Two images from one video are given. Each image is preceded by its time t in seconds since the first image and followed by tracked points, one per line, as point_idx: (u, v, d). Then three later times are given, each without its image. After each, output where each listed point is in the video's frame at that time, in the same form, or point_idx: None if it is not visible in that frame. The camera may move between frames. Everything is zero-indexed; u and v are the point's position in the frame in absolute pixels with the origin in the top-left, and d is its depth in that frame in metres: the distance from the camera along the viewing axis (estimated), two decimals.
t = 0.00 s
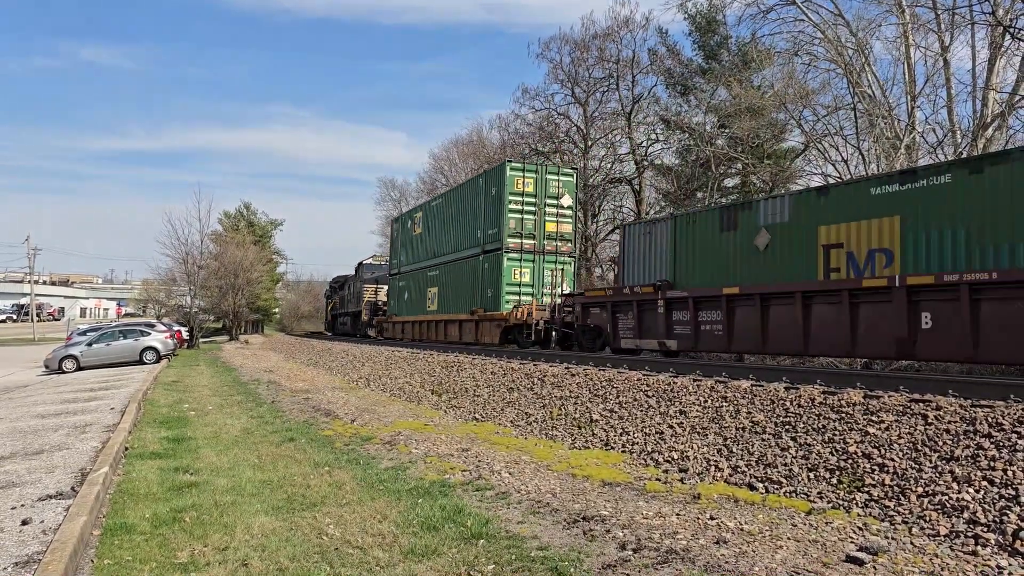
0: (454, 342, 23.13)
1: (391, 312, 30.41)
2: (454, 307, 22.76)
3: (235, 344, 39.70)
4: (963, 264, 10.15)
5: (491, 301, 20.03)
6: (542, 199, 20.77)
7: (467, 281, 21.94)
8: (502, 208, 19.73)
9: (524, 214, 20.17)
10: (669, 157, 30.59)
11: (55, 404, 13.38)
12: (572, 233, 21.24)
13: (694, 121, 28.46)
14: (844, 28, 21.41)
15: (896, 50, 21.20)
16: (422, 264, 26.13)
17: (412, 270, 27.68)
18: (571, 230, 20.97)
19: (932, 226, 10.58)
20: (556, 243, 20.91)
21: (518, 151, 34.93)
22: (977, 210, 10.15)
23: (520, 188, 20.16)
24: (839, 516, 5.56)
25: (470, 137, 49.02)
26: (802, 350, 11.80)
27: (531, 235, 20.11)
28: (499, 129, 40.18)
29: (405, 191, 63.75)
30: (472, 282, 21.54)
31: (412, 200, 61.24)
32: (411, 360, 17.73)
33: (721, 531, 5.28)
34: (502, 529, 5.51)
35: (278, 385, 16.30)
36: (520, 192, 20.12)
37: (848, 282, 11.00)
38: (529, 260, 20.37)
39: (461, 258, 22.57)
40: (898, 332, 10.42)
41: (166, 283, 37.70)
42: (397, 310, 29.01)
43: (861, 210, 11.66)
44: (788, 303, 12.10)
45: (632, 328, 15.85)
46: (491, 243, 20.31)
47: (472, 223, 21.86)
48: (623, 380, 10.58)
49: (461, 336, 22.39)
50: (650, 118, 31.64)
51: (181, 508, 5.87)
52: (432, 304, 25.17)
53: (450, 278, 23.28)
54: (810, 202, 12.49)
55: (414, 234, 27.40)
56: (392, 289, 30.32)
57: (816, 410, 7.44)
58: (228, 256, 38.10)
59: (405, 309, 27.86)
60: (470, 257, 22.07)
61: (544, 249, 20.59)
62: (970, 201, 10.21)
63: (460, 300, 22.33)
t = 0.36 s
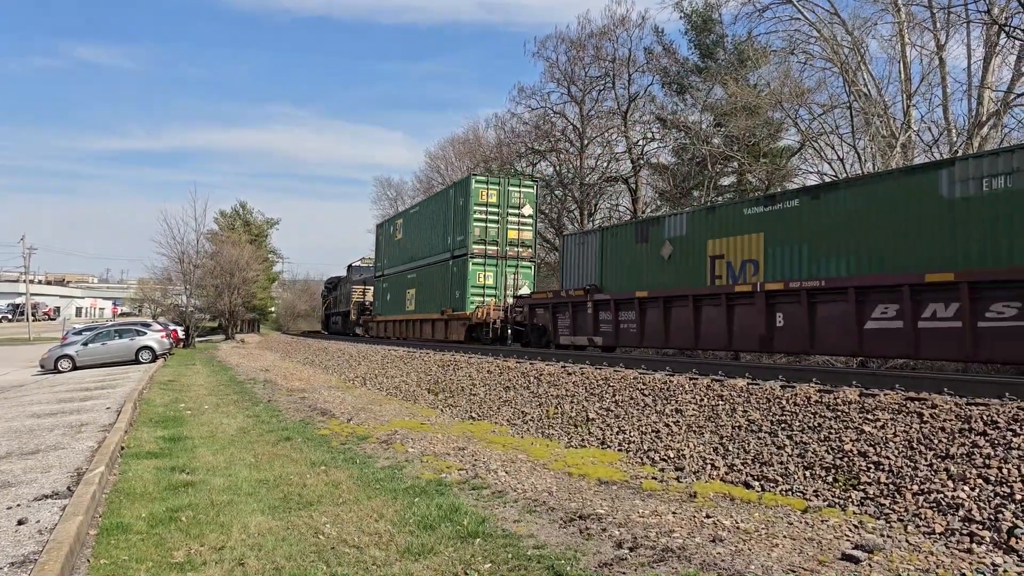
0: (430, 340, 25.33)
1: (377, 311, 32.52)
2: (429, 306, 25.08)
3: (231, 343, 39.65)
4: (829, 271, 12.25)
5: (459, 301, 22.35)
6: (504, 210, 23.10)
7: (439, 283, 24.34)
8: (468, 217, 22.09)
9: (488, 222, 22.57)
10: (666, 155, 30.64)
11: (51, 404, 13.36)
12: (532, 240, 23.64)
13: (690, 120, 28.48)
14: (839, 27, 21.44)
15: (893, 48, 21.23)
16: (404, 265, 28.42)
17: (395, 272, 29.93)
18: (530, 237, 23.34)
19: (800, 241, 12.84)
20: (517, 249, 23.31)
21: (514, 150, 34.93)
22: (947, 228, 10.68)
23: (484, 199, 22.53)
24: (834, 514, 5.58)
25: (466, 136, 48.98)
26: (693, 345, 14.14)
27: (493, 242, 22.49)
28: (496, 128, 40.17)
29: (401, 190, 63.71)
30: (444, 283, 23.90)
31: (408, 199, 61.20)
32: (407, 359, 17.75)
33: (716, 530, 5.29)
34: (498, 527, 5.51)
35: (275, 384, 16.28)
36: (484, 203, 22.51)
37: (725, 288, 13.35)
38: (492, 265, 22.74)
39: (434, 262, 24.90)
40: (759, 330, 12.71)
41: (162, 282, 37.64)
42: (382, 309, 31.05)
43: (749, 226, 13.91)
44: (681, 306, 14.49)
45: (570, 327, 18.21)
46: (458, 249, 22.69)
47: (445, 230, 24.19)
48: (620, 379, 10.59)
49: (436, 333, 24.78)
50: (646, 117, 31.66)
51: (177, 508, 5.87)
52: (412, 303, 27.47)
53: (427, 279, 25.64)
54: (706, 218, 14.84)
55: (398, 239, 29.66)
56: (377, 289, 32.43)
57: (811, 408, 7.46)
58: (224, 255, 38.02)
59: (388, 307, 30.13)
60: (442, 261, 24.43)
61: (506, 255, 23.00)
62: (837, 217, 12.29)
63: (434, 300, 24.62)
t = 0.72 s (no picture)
0: (407, 336, 27.69)
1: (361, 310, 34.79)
2: (405, 307, 27.39)
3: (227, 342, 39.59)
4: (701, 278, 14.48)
5: (429, 301, 24.63)
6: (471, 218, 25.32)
7: (413, 285, 26.64)
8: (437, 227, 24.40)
9: (456, 230, 24.85)
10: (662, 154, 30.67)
11: (47, 403, 13.32)
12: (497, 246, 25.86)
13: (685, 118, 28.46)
14: (835, 25, 21.46)
15: (888, 47, 21.26)
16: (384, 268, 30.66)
17: (377, 275, 32.21)
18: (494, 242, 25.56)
19: (682, 252, 15.03)
20: (484, 254, 25.58)
21: (510, 149, 34.90)
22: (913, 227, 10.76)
23: (453, 210, 24.86)
24: (830, 512, 5.59)
25: (463, 134, 48.92)
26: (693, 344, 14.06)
27: (461, 248, 24.73)
28: (492, 126, 40.13)
29: (398, 189, 63.65)
30: (417, 285, 26.16)
31: (405, 198, 61.15)
32: (404, 358, 17.72)
33: (713, 527, 5.30)
34: (495, 525, 5.52)
35: (271, 383, 16.23)
36: (452, 213, 24.80)
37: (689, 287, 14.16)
38: (460, 269, 24.91)
39: (410, 266, 27.23)
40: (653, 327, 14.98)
41: (158, 282, 37.57)
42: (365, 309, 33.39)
43: (648, 238, 16.14)
44: (598, 307, 16.93)
45: (517, 324, 20.70)
46: (429, 255, 25.01)
47: (418, 237, 26.37)
48: (616, 377, 10.60)
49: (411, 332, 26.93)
50: (643, 116, 31.67)
51: (173, 507, 5.86)
52: (391, 304, 29.76)
53: (404, 282, 27.90)
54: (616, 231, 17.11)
55: (379, 243, 31.91)
56: (362, 290, 34.68)
57: (807, 406, 7.47)
58: (220, 254, 37.92)
59: (371, 307, 32.42)
60: (416, 265, 26.68)
61: (472, 259, 25.26)
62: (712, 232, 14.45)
63: (409, 301, 26.93)
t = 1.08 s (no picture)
0: (384, 336, 29.82)
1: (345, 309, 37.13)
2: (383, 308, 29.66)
3: (220, 342, 39.53)
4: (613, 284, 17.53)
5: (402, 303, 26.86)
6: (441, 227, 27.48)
7: (390, 288, 28.87)
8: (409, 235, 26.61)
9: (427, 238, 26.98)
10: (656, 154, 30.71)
11: (40, 404, 13.29)
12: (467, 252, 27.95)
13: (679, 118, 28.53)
14: (828, 26, 21.52)
15: (881, 47, 21.34)
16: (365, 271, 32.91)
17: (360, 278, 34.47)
18: (462, 249, 27.73)
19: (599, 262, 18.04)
20: (454, 260, 27.71)
21: (504, 149, 34.91)
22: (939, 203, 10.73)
23: (424, 219, 27.02)
24: (822, 511, 5.61)
25: (457, 135, 48.90)
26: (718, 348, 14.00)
27: (431, 255, 26.88)
28: (486, 127, 40.15)
29: (391, 189, 63.62)
30: (393, 288, 28.40)
31: (399, 198, 61.11)
32: (399, 358, 17.70)
33: (705, 527, 5.32)
34: (488, 526, 5.52)
35: (265, 384, 16.21)
36: (424, 222, 26.96)
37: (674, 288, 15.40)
38: (431, 274, 27.09)
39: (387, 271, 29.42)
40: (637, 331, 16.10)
41: (151, 282, 37.51)
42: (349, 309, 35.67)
43: (574, 250, 19.15)
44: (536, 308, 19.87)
45: (472, 324, 23.47)
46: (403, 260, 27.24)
47: (395, 244, 28.54)
48: (610, 377, 10.63)
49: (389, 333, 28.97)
50: (636, 116, 31.71)
51: (166, 508, 5.85)
52: (371, 305, 32.06)
53: (382, 285, 30.11)
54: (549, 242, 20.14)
55: (362, 248, 34.14)
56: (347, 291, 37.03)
57: (800, 406, 7.50)
58: (214, 254, 37.84)
59: (354, 307, 34.71)
60: (392, 270, 28.84)
61: (442, 265, 27.37)
62: (621, 247, 17.53)
63: (386, 302, 29.15)
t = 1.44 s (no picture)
0: (362, 334, 32.38)
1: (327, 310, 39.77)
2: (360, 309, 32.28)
3: (211, 343, 39.45)
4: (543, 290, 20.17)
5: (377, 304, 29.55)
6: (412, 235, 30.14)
7: (366, 291, 31.55)
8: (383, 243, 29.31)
9: (400, 246, 29.74)
10: (647, 156, 30.78)
11: (28, 405, 13.24)
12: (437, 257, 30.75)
13: (670, 120, 28.60)
14: (818, 29, 21.61)
15: (871, 50, 21.42)
16: (344, 275, 35.49)
17: (340, 281, 37.03)
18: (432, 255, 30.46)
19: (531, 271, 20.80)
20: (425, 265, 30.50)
21: (495, 150, 34.92)
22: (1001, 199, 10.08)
23: (397, 228, 29.77)
24: (811, 513, 5.64)
25: (448, 136, 48.88)
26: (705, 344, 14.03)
27: (403, 261, 29.70)
28: (477, 128, 40.17)
29: (382, 189, 63.58)
30: (369, 291, 31.12)
31: (390, 199, 61.05)
32: (389, 359, 17.69)
33: (695, 529, 5.34)
34: (478, 527, 5.53)
35: (256, 385, 16.20)
36: (397, 231, 29.71)
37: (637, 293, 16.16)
38: (404, 278, 29.96)
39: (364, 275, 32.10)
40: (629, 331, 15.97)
41: (141, 282, 37.40)
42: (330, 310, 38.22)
43: (513, 259, 21.85)
44: (483, 312, 22.56)
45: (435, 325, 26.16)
46: (378, 266, 29.98)
47: (371, 250, 31.25)
48: (600, 379, 10.66)
49: (368, 332, 31.38)
50: (627, 117, 31.79)
51: (156, 510, 5.85)
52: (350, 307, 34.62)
53: (359, 287, 32.77)
54: (496, 254, 22.81)
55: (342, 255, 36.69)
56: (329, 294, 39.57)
57: (789, 408, 7.54)
58: (204, 254, 37.75)
59: (335, 308, 37.21)
60: (368, 274, 31.53)
61: (413, 270, 30.13)
62: (549, 258, 20.23)
63: (364, 303, 31.77)
